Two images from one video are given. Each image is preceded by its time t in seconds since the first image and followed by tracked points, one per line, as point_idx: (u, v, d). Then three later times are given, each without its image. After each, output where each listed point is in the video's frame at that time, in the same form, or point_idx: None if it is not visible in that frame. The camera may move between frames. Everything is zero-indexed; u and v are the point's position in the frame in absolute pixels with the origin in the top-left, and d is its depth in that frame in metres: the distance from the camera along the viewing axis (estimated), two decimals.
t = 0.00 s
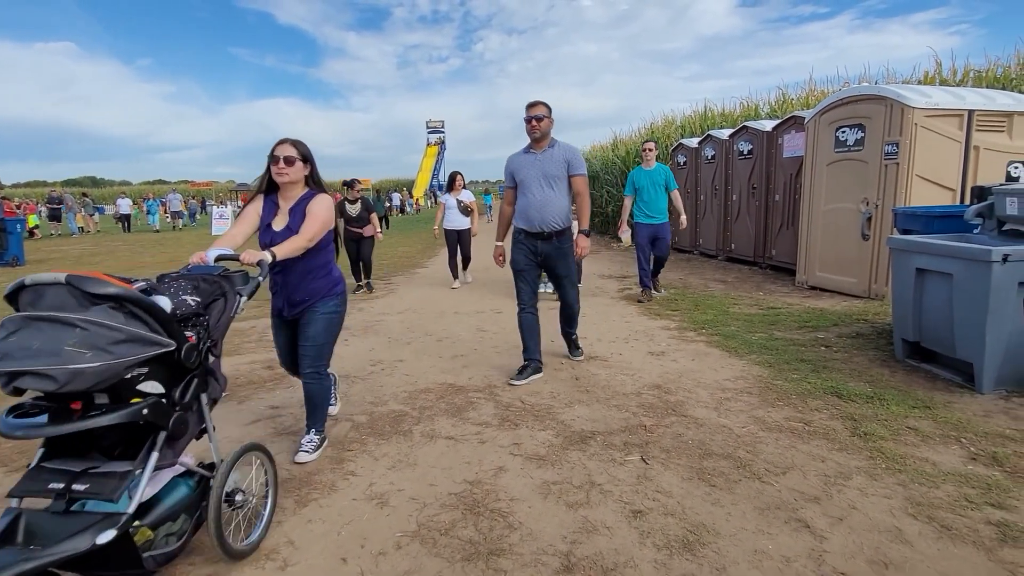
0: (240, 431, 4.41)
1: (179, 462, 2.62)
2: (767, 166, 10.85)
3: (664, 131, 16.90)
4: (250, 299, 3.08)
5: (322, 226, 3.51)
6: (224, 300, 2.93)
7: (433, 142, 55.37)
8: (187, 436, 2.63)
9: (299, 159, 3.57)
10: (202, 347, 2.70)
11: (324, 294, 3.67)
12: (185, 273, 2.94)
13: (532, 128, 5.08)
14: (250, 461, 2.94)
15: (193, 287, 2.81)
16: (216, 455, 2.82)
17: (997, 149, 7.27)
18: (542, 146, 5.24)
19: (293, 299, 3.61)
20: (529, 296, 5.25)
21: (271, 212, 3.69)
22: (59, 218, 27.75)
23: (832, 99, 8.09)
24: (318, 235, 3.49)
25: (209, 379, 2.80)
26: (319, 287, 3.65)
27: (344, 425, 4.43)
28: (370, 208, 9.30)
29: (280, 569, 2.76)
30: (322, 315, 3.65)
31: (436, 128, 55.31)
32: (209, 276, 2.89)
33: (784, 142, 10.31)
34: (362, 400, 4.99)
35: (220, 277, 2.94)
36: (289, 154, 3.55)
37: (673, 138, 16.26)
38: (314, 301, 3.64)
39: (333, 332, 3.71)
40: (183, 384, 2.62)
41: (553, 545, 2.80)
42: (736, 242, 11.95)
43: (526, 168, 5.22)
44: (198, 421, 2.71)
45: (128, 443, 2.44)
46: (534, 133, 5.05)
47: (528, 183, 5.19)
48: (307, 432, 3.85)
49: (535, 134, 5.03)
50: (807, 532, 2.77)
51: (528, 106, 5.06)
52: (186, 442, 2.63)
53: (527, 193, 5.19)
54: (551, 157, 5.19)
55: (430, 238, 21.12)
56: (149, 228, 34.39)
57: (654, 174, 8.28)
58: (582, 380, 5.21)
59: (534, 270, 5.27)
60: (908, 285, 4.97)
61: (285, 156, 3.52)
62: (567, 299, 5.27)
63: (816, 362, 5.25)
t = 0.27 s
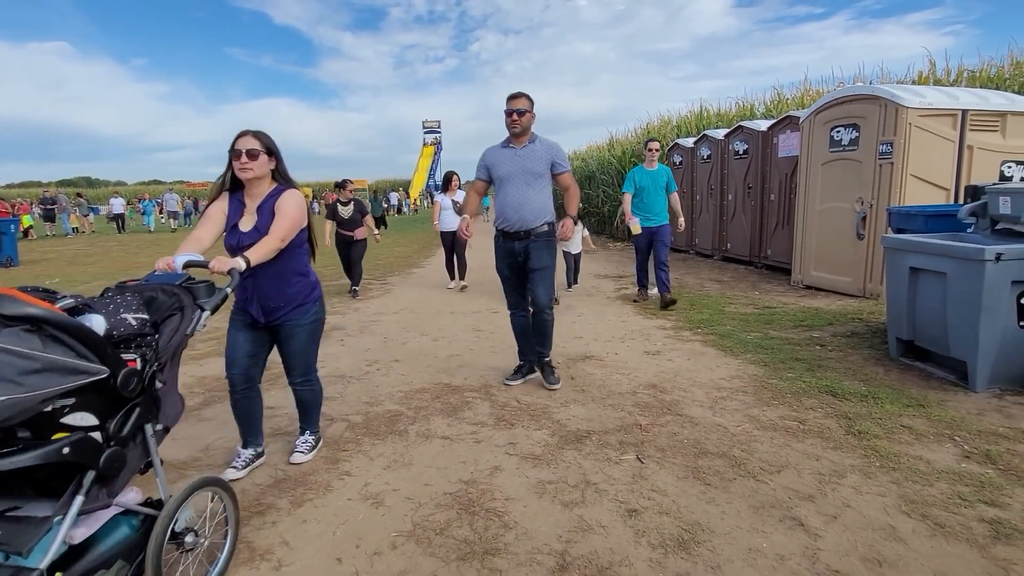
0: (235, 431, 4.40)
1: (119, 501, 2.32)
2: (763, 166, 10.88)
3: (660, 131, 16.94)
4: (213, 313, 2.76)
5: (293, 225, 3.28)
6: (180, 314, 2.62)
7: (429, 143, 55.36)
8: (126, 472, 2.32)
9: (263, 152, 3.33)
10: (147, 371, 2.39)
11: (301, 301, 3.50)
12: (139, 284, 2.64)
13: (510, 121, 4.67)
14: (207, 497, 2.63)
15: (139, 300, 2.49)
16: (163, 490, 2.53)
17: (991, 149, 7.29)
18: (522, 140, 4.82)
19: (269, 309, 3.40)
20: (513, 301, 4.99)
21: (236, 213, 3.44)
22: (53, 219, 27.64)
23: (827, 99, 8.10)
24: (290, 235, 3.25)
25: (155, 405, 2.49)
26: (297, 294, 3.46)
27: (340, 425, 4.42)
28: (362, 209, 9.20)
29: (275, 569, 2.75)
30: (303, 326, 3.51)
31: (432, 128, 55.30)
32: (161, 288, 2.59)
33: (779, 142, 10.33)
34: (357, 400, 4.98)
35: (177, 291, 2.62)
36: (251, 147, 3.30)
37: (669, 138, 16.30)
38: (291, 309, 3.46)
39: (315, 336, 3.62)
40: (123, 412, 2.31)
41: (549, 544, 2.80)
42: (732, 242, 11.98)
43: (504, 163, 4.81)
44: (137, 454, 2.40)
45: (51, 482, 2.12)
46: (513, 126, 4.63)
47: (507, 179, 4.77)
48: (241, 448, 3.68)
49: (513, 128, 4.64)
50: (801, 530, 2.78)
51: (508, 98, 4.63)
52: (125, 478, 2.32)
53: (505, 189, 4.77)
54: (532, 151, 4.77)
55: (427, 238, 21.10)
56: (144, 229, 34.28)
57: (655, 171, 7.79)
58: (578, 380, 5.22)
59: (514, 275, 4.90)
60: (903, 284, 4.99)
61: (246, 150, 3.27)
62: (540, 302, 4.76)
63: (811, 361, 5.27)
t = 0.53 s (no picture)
0: (229, 432, 4.38)
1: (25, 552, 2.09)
2: (757, 166, 10.91)
3: (655, 131, 16.97)
4: (147, 330, 2.50)
5: (249, 237, 3.00)
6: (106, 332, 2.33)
7: (425, 143, 55.33)
8: (32, 520, 2.09)
9: (211, 157, 3.05)
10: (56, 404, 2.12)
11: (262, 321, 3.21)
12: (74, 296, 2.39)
13: (499, 119, 4.16)
14: (141, 548, 2.37)
15: (53, 317, 2.20)
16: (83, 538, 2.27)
17: (984, 149, 7.32)
18: (508, 143, 4.32)
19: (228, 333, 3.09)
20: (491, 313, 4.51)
21: (180, 222, 3.12)
22: (46, 219, 27.50)
23: (821, 99, 8.13)
24: (245, 249, 2.97)
25: (72, 438, 2.23)
26: (258, 314, 3.17)
27: (335, 426, 4.41)
28: (353, 208, 9.03)
29: (269, 570, 2.74)
30: (266, 348, 3.24)
31: (428, 128, 55.28)
32: (81, 303, 2.29)
33: (774, 142, 10.35)
34: (352, 400, 4.97)
35: (102, 307, 2.34)
36: (197, 152, 3.02)
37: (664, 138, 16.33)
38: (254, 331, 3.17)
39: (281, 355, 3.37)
40: (25, 454, 2.05)
41: (543, 544, 2.80)
42: (727, 242, 12.00)
43: (486, 165, 4.26)
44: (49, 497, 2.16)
45: None
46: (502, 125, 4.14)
47: (489, 183, 4.23)
48: (185, 493, 3.16)
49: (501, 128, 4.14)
50: (795, 529, 2.78)
51: (495, 98, 4.17)
52: (30, 526, 2.08)
53: (485, 194, 4.23)
54: (519, 154, 4.26)
55: (423, 238, 21.07)
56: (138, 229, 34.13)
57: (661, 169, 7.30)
58: (573, 379, 5.22)
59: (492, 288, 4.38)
60: (896, 283, 5.00)
61: (192, 156, 2.98)
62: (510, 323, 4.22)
63: (806, 360, 5.28)
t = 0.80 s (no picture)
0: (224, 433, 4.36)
1: None
2: (753, 166, 10.93)
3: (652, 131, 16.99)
4: (69, 352, 2.41)
5: (190, 230, 2.69)
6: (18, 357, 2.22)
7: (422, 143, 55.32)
8: None
9: (151, 147, 2.78)
10: None
11: (203, 325, 2.87)
12: None
13: (481, 106, 3.91)
14: None
15: None
16: None
17: (979, 148, 7.34)
18: (495, 129, 4.07)
19: (158, 334, 2.78)
20: (462, 313, 4.16)
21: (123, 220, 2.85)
22: (41, 220, 27.38)
23: (817, 99, 8.14)
24: (183, 242, 2.66)
25: None
26: (198, 315, 2.85)
27: (330, 426, 4.40)
28: (342, 208, 8.78)
29: (264, 571, 2.73)
30: (206, 354, 2.86)
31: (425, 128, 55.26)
32: None
33: (770, 142, 10.37)
34: (348, 401, 4.96)
35: (16, 327, 2.26)
36: (136, 140, 2.76)
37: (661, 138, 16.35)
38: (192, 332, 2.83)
39: (222, 369, 2.92)
40: None
41: (539, 544, 2.80)
42: (723, 241, 12.02)
43: (472, 154, 4.04)
44: None
45: None
46: (485, 114, 3.93)
47: (475, 173, 4.01)
48: (179, 495, 3.16)
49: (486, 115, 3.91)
50: (790, 528, 2.78)
51: (481, 84, 3.96)
52: None
53: (471, 185, 4.02)
54: (507, 142, 4.03)
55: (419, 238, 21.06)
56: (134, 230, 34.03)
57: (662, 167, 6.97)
58: (569, 379, 5.22)
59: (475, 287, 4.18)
60: (891, 283, 5.01)
61: (129, 144, 2.72)
62: (503, 327, 4.13)
63: (801, 360, 5.29)
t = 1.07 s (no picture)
0: (220, 434, 4.35)
1: None
2: (750, 167, 10.95)
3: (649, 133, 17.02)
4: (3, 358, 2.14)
5: (138, 247, 2.32)
6: None
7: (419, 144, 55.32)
8: None
9: (98, 153, 2.44)
10: None
11: (149, 357, 2.48)
12: None
13: (454, 106, 3.67)
14: None
15: None
16: None
17: (974, 150, 7.35)
18: (471, 130, 3.81)
19: (97, 360, 2.42)
20: (451, 332, 3.84)
21: (64, 236, 2.51)
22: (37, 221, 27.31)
23: (813, 100, 8.16)
24: (130, 263, 2.29)
25: None
26: (145, 346, 2.47)
27: (326, 428, 4.39)
28: (329, 207, 8.68)
29: (259, 573, 2.72)
30: (151, 386, 2.48)
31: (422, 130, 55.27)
32: None
33: (766, 143, 10.39)
34: (344, 402, 4.95)
35: None
36: (82, 146, 2.42)
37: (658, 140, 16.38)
38: (135, 365, 2.46)
39: (165, 410, 2.52)
40: None
41: (534, 546, 2.80)
42: (720, 243, 12.04)
43: (448, 157, 3.77)
44: None
45: None
46: (459, 116, 3.68)
47: (451, 177, 3.73)
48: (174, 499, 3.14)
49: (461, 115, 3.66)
50: (785, 529, 2.79)
51: (454, 80, 3.69)
52: None
53: (448, 190, 3.74)
54: (486, 143, 3.77)
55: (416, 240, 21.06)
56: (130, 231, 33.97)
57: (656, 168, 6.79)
58: (565, 380, 5.22)
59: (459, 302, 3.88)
60: (887, 284, 5.02)
61: (70, 151, 2.39)
62: (495, 341, 3.99)
63: (797, 361, 5.30)
